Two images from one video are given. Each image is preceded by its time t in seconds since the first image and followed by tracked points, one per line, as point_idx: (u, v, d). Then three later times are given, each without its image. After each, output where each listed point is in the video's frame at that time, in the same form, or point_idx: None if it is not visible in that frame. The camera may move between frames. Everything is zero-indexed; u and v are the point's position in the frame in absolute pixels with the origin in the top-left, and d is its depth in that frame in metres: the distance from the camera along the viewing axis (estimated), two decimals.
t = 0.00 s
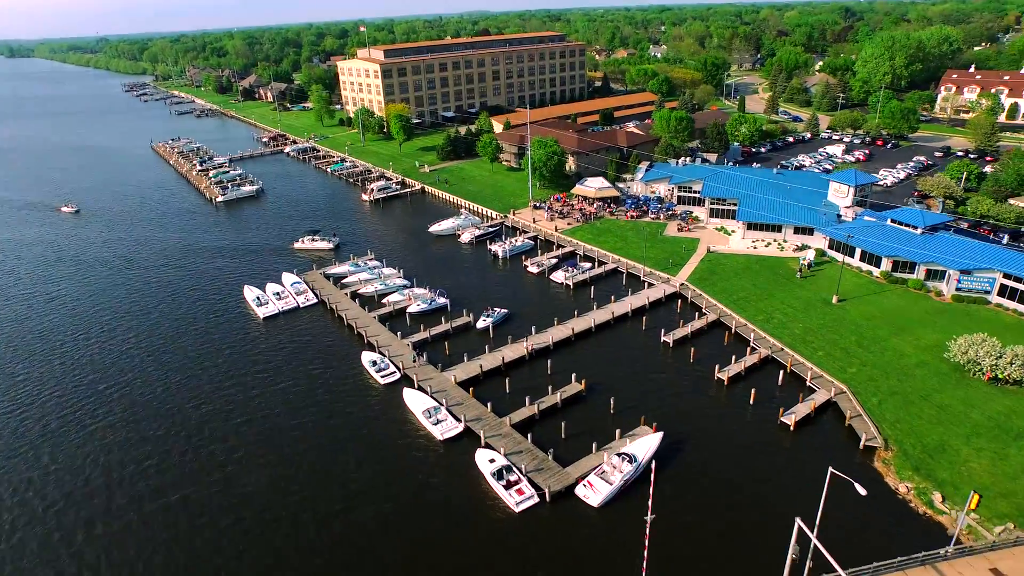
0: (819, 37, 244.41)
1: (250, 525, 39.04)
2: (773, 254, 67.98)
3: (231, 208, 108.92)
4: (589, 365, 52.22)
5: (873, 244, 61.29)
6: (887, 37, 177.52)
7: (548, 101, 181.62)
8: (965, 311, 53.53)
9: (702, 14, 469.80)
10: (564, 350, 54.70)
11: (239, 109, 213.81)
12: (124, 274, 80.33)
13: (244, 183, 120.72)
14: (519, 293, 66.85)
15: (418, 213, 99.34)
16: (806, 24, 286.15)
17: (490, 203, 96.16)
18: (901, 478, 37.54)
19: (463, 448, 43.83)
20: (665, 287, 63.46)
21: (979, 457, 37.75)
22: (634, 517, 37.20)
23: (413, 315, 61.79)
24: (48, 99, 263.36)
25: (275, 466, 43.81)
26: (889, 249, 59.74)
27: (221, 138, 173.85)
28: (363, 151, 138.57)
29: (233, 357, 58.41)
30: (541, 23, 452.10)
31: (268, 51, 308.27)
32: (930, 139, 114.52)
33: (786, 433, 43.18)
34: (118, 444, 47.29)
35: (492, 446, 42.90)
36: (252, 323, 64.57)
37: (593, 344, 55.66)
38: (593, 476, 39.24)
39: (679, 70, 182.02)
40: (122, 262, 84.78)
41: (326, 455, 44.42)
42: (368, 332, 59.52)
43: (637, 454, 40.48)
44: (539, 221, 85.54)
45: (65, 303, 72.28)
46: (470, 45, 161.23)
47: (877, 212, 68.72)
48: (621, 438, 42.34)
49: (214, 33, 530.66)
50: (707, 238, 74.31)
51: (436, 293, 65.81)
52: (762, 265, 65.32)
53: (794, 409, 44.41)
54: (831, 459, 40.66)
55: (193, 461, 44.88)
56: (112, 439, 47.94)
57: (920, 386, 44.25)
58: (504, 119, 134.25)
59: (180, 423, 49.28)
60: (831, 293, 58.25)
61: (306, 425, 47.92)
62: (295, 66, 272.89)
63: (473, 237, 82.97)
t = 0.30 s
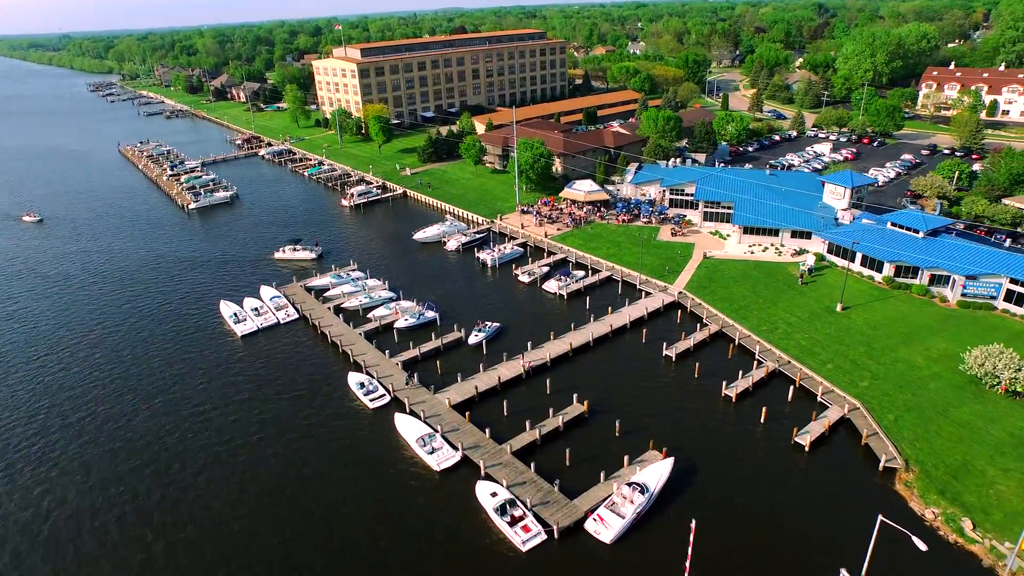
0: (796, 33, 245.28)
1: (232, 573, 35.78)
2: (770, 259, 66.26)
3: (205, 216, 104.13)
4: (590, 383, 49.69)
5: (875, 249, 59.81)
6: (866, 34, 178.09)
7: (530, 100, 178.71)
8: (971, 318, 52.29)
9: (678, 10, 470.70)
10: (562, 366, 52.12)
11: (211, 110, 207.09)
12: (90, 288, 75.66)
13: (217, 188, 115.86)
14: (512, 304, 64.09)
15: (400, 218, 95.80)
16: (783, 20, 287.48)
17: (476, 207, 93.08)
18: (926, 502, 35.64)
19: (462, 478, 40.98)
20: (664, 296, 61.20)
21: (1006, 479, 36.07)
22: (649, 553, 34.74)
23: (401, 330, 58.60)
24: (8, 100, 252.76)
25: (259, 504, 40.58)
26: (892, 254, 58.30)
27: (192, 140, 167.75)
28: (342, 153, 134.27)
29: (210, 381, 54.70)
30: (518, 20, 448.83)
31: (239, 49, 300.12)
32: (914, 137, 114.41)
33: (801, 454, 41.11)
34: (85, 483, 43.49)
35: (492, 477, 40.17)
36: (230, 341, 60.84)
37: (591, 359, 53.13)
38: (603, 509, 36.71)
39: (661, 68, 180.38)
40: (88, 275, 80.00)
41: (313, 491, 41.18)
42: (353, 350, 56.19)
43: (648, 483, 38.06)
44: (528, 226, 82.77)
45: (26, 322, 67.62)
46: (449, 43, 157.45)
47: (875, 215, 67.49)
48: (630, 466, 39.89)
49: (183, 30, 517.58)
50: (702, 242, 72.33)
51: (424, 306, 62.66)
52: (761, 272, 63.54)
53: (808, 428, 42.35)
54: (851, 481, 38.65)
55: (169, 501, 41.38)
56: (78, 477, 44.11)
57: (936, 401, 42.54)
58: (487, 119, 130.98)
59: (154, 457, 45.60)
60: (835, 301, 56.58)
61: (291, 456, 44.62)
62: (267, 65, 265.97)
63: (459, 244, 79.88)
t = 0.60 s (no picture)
0: (774, 30, 246.24)
1: None
2: (769, 264, 64.64)
3: (178, 223, 99.51)
4: (593, 401, 47.35)
5: (878, 253, 58.48)
6: (846, 30, 178.76)
7: (511, 98, 175.99)
8: (979, 324, 51.14)
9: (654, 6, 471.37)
10: (563, 382, 49.70)
11: (182, 110, 200.45)
12: (56, 304, 71.22)
13: (190, 194, 111.12)
14: (506, 316, 61.47)
15: (384, 224, 92.41)
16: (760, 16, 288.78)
17: (462, 212, 90.10)
18: (956, 528, 33.97)
19: (464, 511, 38.28)
20: (664, 305, 59.13)
21: None
22: None
23: (391, 347, 55.63)
24: None
25: (244, 545, 37.46)
26: (896, 258, 57.00)
27: (163, 142, 161.82)
28: (320, 155, 130.07)
29: (188, 406, 51.17)
30: (495, 17, 445.34)
31: (210, 47, 292.14)
32: (899, 134, 114.47)
33: (820, 475, 39.21)
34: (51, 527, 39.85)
35: (497, 510, 37.61)
36: (208, 361, 57.28)
37: (592, 375, 50.81)
38: (617, 544, 34.33)
39: (643, 65, 178.95)
40: (53, 290, 75.51)
41: (303, 529, 38.16)
42: (341, 369, 53.12)
43: (663, 514, 35.79)
44: (517, 232, 80.21)
45: None
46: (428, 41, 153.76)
47: (873, 217, 66.31)
48: (641, 495, 37.62)
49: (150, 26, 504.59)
50: (698, 247, 70.50)
51: (414, 320, 59.69)
52: (761, 278, 61.86)
53: (824, 447, 40.47)
54: (874, 504, 36.83)
55: (145, 546, 38.05)
56: (43, 519, 40.48)
57: (955, 416, 41.02)
58: (469, 120, 127.98)
59: (128, 495, 42.10)
60: (839, 308, 55.09)
61: (278, 490, 41.49)
62: (240, 63, 258.89)
63: (447, 252, 77.07)
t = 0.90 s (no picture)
0: (753, 26, 246.68)
1: None
2: (769, 269, 63.19)
3: (151, 232, 95.05)
4: (598, 420, 45.18)
5: (881, 257, 57.27)
6: (826, 27, 179.18)
7: (493, 96, 173.18)
8: (988, 330, 50.10)
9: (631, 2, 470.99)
10: (566, 400, 47.45)
11: (151, 111, 193.73)
12: (19, 321, 66.80)
13: (163, 201, 106.50)
14: (502, 328, 59.02)
15: (368, 230, 89.10)
16: (738, 12, 289.57)
17: (449, 217, 87.26)
18: (988, 553, 32.45)
19: (468, 546, 35.81)
20: (665, 314, 57.20)
21: None
22: None
23: (382, 364, 52.85)
24: None
25: None
26: (900, 262, 55.81)
27: (133, 145, 155.79)
28: (299, 158, 126.00)
29: (166, 433, 47.83)
30: (472, 13, 441.00)
31: (180, 46, 283.71)
32: (885, 131, 114.51)
33: (841, 496, 37.50)
34: None
35: (504, 544, 35.23)
36: (186, 383, 53.85)
37: (595, 390, 48.64)
38: None
39: (625, 62, 177.38)
40: (16, 306, 70.96)
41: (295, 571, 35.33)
42: (330, 390, 50.18)
43: (681, 546, 33.76)
44: (508, 238, 77.71)
45: None
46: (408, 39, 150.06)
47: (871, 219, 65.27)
48: (657, 524, 35.56)
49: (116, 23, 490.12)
50: (695, 251, 68.78)
51: (405, 335, 56.92)
52: (762, 284, 60.36)
53: (843, 466, 38.76)
54: (899, 526, 35.17)
55: None
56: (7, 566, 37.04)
57: (975, 430, 39.61)
58: (452, 119, 125.02)
59: (102, 536, 38.81)
60: (846, 316, 53.68)
61: (266, 526, 38.54)
62: (211, 62, 251.77)
63: (436, 259, 74.33)
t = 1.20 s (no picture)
0: (731, 22, 247.18)
1: None
2: (769, 272, 61.89)
3: (122, 240, 90.50)
4: (605, 438, 43.19)
5: (884, 259, 56.28)
6: (805, 23, 179.82)
7: (474, 94, 170.30)
8: (996, 334, 49.28)
9: None
10: (570, 417, 45.33)
11: (120, 112, 186.88)
12: None
13: (134, 207, 101.92)
14: (498, 339, 56.67)
15: (352, 236, 85.82)
16: (716, 7, 290.32)
17: (436, 221, 84.41)
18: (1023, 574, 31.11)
19: None
20: (666, 322, 55.42)
21: None
22: None
23: (374, 382, 50.21)
24: None
25: None
26: (903, 264, 54.85)
27: (101, 147, 149.72)
28: (276, 160, 121.80)
29: (144, 463, 44.62)
30: (448, 9, 436.44)
31: (148, 43, 275.24)
32: (870, 126, 114.69)
33: (863, 515, 35.99)
34: None
35: None
36: (165, 406, 50.56)
37: (599, 405, 46.62)
38: None
39: (607, 58, 175.80)
40: None
41: None
42: (320, 411, 47.39)
43: None
44: (498, 242, 75.31)
45: None
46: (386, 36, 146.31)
47: (870, 219, 64.36)
48: (676, 553, 33.75)
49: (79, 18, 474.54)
50: (692, 254, 67.15)
51: (397, 349, 54.26)
52: (763, 288, 58.97)
53: (864, 483, 37.28)
54: (926, 546, 33.74)
55: None
56: None
57: (996, 442, 38.41)
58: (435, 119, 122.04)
59: None
60: (852, 321, 52.46)
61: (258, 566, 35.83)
62: (182, 60, 244.33)
63: (424, 266, 71.67)
